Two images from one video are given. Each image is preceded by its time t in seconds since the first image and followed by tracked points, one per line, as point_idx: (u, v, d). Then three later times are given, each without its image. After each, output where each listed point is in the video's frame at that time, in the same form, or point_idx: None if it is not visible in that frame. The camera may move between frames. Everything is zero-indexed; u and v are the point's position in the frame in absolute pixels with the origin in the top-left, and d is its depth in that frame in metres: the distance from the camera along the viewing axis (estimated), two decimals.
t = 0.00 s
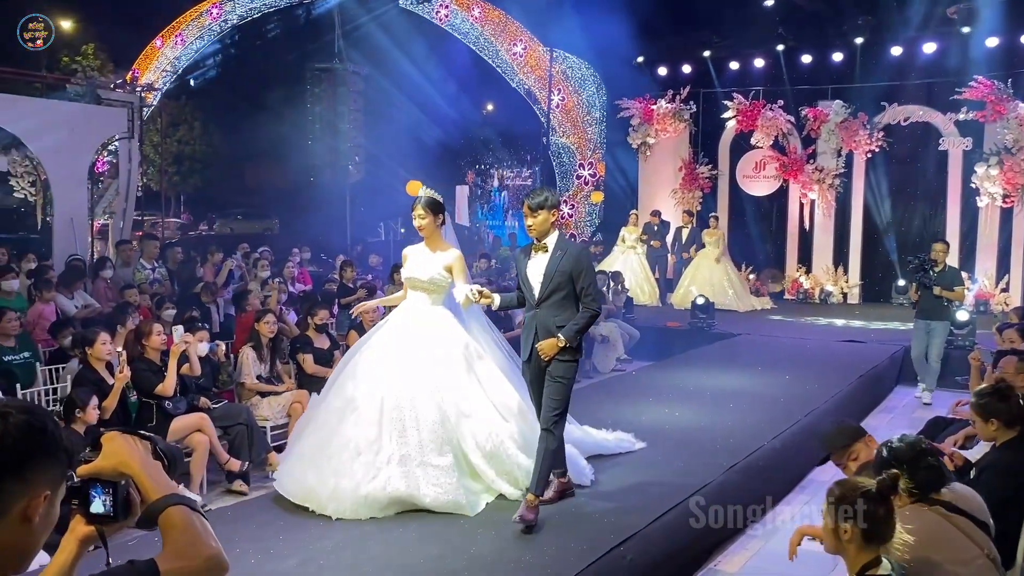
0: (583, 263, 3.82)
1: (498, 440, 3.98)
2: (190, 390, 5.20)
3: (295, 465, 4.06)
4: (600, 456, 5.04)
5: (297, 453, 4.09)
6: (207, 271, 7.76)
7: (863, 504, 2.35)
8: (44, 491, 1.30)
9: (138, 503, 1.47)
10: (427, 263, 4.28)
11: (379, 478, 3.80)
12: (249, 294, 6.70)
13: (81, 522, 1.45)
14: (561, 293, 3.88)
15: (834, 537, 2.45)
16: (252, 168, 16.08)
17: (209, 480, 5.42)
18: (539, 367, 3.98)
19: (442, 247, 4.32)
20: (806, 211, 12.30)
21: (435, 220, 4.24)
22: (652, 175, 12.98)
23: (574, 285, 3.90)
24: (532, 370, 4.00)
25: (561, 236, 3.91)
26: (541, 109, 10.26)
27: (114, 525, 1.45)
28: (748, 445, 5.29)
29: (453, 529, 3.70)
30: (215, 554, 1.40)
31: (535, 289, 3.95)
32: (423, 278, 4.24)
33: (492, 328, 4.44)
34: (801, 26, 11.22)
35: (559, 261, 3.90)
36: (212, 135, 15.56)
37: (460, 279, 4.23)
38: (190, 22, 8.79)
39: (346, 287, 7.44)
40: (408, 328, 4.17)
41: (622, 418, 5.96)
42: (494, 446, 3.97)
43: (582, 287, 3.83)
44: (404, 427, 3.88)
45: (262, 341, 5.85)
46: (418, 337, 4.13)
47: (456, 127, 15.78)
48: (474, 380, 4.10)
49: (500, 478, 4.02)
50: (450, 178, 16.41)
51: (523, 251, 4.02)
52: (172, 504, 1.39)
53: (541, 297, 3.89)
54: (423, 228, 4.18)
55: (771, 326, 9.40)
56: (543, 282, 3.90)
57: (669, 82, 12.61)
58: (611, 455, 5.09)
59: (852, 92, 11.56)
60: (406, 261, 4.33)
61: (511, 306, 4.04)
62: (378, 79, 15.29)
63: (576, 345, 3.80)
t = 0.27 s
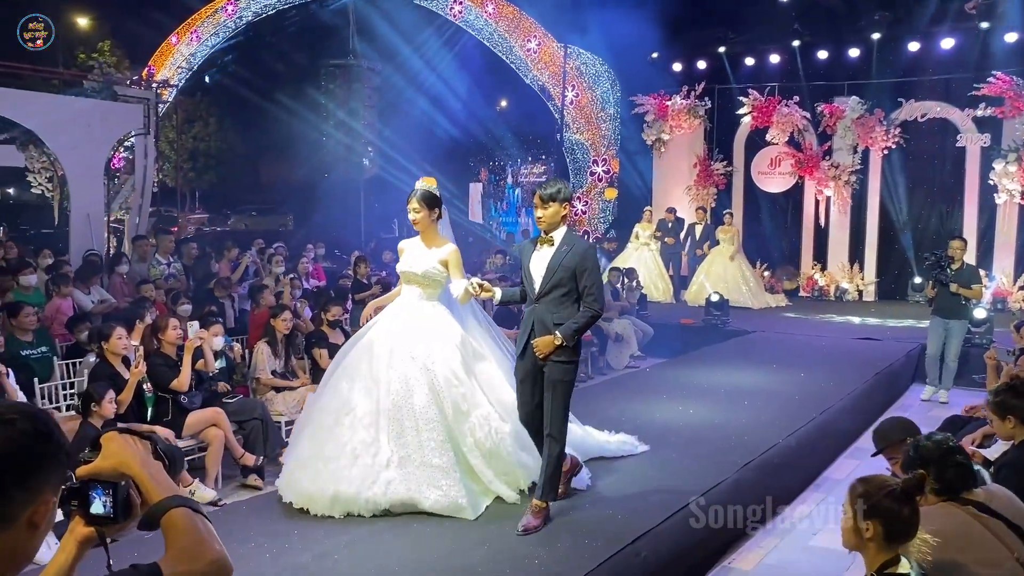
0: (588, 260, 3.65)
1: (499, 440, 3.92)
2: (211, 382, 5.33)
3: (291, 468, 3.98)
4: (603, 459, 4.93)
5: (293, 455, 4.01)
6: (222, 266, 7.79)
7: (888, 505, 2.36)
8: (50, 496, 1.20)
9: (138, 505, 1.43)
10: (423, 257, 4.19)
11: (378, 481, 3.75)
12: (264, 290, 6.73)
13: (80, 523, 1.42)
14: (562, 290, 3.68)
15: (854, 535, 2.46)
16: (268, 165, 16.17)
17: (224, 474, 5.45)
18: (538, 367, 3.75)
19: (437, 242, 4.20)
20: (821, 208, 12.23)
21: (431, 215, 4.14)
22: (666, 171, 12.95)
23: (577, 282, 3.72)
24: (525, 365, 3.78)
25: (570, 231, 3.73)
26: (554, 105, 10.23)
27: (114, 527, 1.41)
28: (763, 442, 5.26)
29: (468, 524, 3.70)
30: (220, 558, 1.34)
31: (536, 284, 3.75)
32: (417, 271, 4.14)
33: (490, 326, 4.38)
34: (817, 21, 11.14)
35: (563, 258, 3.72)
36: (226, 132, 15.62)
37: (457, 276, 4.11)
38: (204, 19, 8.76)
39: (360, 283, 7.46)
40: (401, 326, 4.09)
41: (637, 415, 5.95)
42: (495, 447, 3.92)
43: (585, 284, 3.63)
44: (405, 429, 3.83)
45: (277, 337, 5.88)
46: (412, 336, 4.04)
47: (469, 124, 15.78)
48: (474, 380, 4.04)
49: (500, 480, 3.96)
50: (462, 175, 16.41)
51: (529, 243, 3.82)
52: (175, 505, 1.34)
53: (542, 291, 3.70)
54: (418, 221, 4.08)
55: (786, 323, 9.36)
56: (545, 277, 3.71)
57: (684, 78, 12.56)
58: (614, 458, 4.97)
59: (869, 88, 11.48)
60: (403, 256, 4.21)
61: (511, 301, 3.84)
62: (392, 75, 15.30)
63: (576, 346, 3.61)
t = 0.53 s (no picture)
0: (594, 254, 3.55)
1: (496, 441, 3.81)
2: (233, 373, 5.39)
3: (286, 462, 3.90)
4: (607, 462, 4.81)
5: (288, 450, 3.94)
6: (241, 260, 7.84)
7: (915, 503, 2.37)
8: (58, 491, 1.26)
9: (149, 499, 1.44)
10: (423, 251, 4.06)
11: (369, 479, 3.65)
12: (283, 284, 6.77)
13: (93, 517, 1.46)
14: (569, 286, 3.60)
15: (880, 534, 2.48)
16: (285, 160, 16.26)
17: (242, 466, 5.50)
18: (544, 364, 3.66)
19: (437, 237, 4.09)
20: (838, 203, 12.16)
21: (430, 209, 4.00)
22: (683, 166, 12.91)
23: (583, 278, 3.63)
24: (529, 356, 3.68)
25: (577, 225, 3.65)
26: (571, 100, 10.21)
27: (125, 520, 1.43)
28: (780, 439, 5.25)
29: (486, 518, 3.71)
30: (232, 551, 1.36)
31: (542, 279, 3.67)
32: (416, 265, 4.02)
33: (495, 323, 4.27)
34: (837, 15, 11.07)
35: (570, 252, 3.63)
36: (243, 127, 15.70)
37: (458, 271, 4.00)
38: (221, 14, 8.61)
39: (377, 278, 7.48)
40: (401, 321, 4.01)
41: (654, 411, 5.95)
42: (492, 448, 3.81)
43: (592, 280, 3.54)
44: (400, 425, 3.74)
45: (295, 331, 5.92)
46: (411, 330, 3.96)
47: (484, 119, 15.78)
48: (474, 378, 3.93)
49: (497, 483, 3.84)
50: (477, 170, 16.42)
51: (536, 238, 3.74)
52: (186, 500, 1.35)
53: (548, 287, 3.62)
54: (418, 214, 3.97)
55: (803, 319, 9.32)
56: (551, 271, 3.63)
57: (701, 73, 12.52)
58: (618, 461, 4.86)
59: (888, 83, 11.40)
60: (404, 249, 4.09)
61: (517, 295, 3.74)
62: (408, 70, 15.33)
63: (581, 343, 3.53)
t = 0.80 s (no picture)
0: (592, 253, 3.50)
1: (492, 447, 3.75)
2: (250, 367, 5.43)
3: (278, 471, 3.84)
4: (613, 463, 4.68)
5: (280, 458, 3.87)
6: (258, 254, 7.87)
7: (941, 501, 2.37)
8: (74, 483, 1.27)
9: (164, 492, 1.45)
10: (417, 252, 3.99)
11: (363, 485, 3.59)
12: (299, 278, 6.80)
13: (107, 508, 1.47)
14: (568, 287, 3.55)
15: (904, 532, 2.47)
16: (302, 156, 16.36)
17: (259, 459, 5.53)
18: (544, 366, 3.60)
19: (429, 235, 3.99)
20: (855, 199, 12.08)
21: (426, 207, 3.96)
22: (699, 161, 12.86)
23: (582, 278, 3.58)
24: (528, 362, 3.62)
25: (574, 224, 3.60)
26: (587, 94, 10.18)
27: (139, 512, 1.44)
28: (796, 436, 5.22)
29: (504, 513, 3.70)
30: (247, 544, 1.36)
31: (540, 280, 3.62)
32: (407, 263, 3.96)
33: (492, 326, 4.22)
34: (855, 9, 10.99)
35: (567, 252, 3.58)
36: (259, 122, 15.75)
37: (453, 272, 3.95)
38: (239, 10, 8.72)
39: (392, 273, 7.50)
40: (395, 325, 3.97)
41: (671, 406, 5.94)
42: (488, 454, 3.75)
43: (591, 280, 3.49)
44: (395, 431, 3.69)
45: (310, 325, 5.95)
46: (401, 336, 3.91)
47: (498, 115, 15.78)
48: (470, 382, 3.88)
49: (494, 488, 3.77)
50: (491, 166, 16.41)
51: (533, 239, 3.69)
52: (201, 493, 1.35)
53: (546, 289, 3.57)
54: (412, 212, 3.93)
55: (819, 316, 9.27)
56: (549, 270, 3.57)
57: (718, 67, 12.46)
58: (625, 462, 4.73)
59: (907, 78, 11.32)
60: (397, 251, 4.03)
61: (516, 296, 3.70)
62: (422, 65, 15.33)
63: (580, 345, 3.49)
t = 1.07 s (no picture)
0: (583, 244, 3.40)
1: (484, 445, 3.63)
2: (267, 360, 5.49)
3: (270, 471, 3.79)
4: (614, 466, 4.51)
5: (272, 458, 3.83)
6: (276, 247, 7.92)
7: (968, 497, 2.36)
8: (92, 468, 1.29)
9: (179, 481, 1.47)
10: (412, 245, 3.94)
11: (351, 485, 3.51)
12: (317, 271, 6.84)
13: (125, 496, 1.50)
14: (561, 280, 3.46)
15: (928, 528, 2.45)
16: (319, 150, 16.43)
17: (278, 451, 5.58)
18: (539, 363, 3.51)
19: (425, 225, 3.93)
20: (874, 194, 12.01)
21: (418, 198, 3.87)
22: (717, 155, 12.83)
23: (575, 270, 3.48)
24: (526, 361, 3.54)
25: (566, 216, 3.50)
26: (603, 89, 10.16)
27: (156, 501, 1.46)
28: (814, 431, 5.21)
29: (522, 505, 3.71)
30: (262, 532, 1.37)
31: (533, 274, 3.53)
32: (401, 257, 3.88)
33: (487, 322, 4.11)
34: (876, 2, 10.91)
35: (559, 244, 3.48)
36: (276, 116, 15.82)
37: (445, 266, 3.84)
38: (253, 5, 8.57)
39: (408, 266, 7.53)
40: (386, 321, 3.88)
41: (688, 401, 5.95)
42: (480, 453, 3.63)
43: (583, 272, 3.40)
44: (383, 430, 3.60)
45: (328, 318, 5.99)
46: (390, 333, 3.80)
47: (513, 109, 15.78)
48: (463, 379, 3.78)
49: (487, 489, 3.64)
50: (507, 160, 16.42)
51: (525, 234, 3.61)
52: (217, 480, 1.36)
53: (538, 283, 3.48)
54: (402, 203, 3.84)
55: (836, 311, 9.23)
56: (542, 265, 3.48)
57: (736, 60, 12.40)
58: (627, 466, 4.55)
59: (927, 71, 11.22)
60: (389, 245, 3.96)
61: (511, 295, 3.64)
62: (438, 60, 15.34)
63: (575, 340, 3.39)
